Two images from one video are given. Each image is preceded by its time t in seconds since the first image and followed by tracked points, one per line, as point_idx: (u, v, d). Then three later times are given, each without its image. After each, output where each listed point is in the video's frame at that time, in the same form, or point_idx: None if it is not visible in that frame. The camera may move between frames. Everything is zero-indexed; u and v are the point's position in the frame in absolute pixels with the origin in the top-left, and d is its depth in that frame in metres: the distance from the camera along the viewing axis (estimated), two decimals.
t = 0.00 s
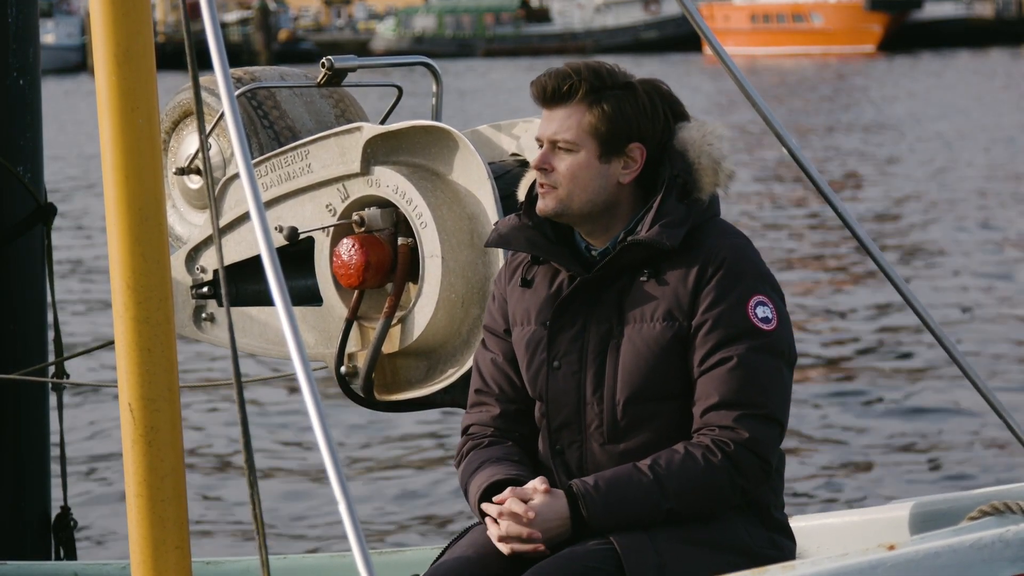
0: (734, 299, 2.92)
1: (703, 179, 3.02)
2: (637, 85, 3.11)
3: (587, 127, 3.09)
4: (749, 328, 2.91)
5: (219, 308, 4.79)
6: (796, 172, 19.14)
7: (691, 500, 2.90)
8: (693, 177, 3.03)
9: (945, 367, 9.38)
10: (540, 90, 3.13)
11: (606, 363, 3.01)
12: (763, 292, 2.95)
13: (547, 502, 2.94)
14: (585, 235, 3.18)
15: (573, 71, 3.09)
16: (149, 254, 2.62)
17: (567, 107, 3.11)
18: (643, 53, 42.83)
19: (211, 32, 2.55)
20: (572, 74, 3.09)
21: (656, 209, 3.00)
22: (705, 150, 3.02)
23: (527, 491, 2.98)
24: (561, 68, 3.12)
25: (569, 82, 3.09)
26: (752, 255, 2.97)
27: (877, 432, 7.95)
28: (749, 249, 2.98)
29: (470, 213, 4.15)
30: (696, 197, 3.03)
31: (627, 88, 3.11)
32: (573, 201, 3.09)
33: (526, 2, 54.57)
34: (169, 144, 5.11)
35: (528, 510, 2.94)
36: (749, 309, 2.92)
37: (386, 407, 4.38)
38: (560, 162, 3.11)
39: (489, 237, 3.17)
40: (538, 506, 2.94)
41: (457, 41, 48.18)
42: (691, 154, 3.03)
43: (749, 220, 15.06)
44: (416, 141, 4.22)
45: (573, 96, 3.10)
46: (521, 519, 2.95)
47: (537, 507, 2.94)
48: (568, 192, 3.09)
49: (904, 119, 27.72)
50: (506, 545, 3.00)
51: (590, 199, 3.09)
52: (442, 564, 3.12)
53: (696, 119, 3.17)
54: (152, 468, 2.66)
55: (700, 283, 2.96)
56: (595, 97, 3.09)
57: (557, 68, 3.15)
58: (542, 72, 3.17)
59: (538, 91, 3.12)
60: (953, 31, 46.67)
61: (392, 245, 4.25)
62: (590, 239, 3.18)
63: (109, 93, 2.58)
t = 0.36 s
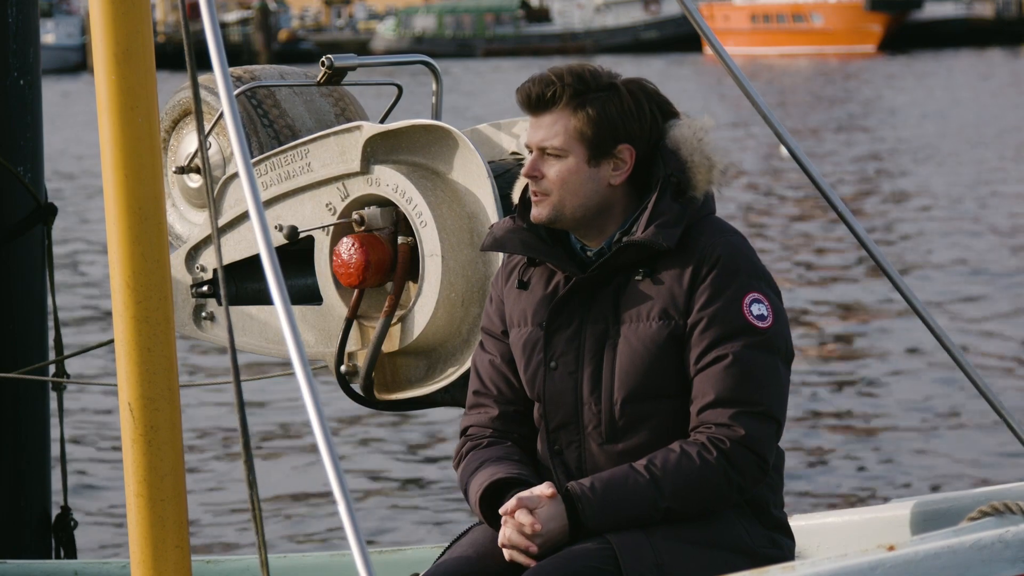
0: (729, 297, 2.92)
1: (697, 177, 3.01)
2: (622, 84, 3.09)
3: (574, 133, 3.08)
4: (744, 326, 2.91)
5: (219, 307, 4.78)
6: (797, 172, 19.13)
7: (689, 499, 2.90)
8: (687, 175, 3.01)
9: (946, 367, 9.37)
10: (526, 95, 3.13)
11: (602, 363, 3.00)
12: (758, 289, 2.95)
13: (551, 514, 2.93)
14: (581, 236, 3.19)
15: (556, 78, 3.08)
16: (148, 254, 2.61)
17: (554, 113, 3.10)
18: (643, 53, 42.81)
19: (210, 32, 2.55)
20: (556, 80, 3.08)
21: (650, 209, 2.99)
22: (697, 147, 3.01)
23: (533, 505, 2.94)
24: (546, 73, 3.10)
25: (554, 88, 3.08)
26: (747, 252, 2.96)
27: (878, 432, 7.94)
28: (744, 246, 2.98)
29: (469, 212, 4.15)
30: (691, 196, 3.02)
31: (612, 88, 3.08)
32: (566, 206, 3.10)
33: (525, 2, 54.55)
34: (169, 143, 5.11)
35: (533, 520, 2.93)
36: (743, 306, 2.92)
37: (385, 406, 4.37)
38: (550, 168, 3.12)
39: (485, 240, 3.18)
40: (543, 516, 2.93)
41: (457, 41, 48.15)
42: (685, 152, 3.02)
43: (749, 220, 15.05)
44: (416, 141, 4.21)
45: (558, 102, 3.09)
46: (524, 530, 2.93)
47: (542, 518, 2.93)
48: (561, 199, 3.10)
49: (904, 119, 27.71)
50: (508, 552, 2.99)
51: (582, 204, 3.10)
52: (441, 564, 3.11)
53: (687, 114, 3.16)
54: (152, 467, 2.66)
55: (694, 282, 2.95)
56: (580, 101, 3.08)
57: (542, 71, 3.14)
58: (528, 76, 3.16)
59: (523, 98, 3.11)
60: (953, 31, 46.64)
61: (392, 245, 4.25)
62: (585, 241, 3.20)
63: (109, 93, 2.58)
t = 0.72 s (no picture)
0: (725, 300, 2.91)
1: (689, 179, 3.01)
2: (601, 95, 3.08)
3: (555, 147, 3.08)
4: (741, 328, 2.91)
5: (219, 309, 4.78)
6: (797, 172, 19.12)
7: (691, 502, 2.89)
8: (679, 178, 3.01)
9: (946, 368, 9.37)
10: (504, 114, 3.12)
11: (599, 369, 3.00)
12: (755, 291, 2.94)
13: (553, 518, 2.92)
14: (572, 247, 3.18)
15: (533, 94, 3.07)
16: (149, 255, 2.61)
17: (534, 129, 3.10)
18: (643, 54, 42.82)
19: (210, 32, 2.55)
20: (532, 98, 3.07)
21: (645, 214, 2.99)
22: (688, 150, 3.00)
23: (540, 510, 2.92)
24: (521, 90, 3.09)
25: (531, 105, 3.07)
26: (742, 254, 2.96)
27: (878, 434, 7.94)
28: (740, 248, 2.97)
29: (470, 214, 4.15)
30: (684, 198, 3.02)
31: (589, 100, 3.08)
32: (553, 222, 3.10)
33: (525, 2, 54.53)
34: (170, 145, 5.11)
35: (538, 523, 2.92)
36: (740, 309, 2.92)
37: (386, 408, 4.37)
38: (535, 184, 3.11)
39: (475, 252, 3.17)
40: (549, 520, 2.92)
41: (457, 41, 48.11)
42: (675, 156, 3.01)
43: (749, 220, 15.04)
44: (417, 143, 4.21)
45: (537, 118, 3.09)
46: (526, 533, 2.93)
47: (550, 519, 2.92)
48: (547, 215, 3.10)
49: (904, 119, 27.70)
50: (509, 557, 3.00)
51: (570, 217, 3.10)
52: (441, 567, 3.11)
53: (673, 117, 3.15)
54: (152, 468, 2.66)
55: (691, 286, 2.95)
56: (559, 115, 3.08)
57: (519, 87, 3.14)
58: (504, 94, 3.15)
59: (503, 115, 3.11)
60: (953, 31, 46.61)
61: (393, 247, 4.25)
62: (576, 249, 3.18)
63: (109, 94, 2.58)
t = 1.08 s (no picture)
0: (728, 302, 2.92)
1: (692, 180, 3.01)
2: (614, 92, 3.08)
3: (568, 142, 3.07)
4: (744, 330, 2.91)
5: (219, 309, 4.78)
6: (798, 172, 19.10)
7: (693, 503, 2.90)
8: (683, 180, 3.00)
9: (946, 368, 9.36)
10: (517, 107, 3.11)
11: (601, 369, 3.00)
12: (758, 293, 2.94)
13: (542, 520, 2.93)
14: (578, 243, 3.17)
15: (548, 89, 3.06)
16: (149, 255, 2.61)
17: (546, 123, 3.09)
18: (643, 54, 42.80)
19: (210, 33, 2.55)
20: (547, 92, 3.06)
21: (648, 215, 2.99)
22: (691, 151, 3.00)
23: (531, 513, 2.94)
24: (537, 85, 3.09)
25: (545, 100, 3.07)
26: (745, 257, 2.96)
27: (878, 434, 7.93)
28: (742, 250, 2.98)
29: (469, 214, 4.15)
30: (687, 200, 3.01)
31: (603, 97, 3.07)
32: (562, 216, 3.08)
33: (525, 2, 54.48)
34: (170, 145, 5.11)
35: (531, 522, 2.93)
36: (743, 311, 2.92)
37: (386, 408, 4.37)
38: (544, 178, 3.10)
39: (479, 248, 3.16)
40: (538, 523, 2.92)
41: (457, 41, 48.05)
42: (678, 157, 3.01)
43: (750, 220, 15.03)
44: (417, 142, 4.21)
45: (551, 112, 3.08)
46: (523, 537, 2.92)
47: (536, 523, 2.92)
48: (555, 208, 3.08)
49: (904, 120, 27.66)
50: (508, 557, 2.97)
51: (579, 213, 3.08)
52: (439, 568, 3.11)
53: (681, 118, 3.15)
54: (152, 469, 2.66)
55: (693, 288, 2.95)
56: (573, 111, 3.07)
57: (534, 82, 3.13)
58: (517, 88, 3.14)
59: (516, 109, 3.10)
60: (953, 31, 46.55)
61: (392, 246, 4.25)
62: (581, 246, 3.17)
63: (109, 94, 2.58)
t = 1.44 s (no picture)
0: (746, 307, 2.93)
1: (715, 183, 3.02)
2: (651, 89, 3.08)
3: (608, 141, 3.05)
4: (760, 335, 2.92)
5: (218, 307, 4.78)
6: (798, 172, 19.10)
7: (702, 503, 2.91)
8: (706, 182, 3.02)
9: (945, 367, 9.36)
10: (554, 102, 3.07)
11: (613, 365, 3.00)
12: (774, 298, 2.96)
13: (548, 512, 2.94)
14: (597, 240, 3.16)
15: (592, 86, 3.04)
16: (147, 254, 2.61)
17: (585, 121, 3.06)
18: (643, 53, 42.78)
19: (210, 33, 2.55)
20: (589, 89, 3.04)
21: (669, 217, 2.99)
22: (717, 154, 3.01)
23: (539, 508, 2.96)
24: (577, 80, 3.06)
25: (588, 98, 3.04)
26: (763, 262, 2.98)
27: (878, 431, 7.94)
28: (760, 255, 2.99)
29: (469, 213, 4.15)
30: (708, 202, 3.02)
31: (640, 94, 3.06)
32: (598, 214, 3.07)
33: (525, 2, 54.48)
34: (168, 142, 5.11)
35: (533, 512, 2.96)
36: (760, 316, 2.93)
37: (385, 406, 4.38)
38: (584, 176, 3.07)
39: (496, 240, 3.13)
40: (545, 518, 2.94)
41: (457, 41, 48.03)
42: (703, 159, 3.03)
43: (749, 220, 15.03)
44: (416, 141, 4.21)
45: (592, 110, 3.05)
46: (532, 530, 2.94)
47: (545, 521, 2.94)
48: (593, 206, 3.07)
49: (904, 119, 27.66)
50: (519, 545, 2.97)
51: (614, 210, 3.08)
52: (439, 564, 3.11)
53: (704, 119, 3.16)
54: (151, 467, 2.66)
55: (711, 290, 2.96)
56: (614, 109, 3.05)
57: (570, 77, 3.10)
58: (550, 83, 3.10)
59: (555, 105, 3.06)
60: (953, 32, 46.54)
61: (391, 245, 4.25)
62: (597, 242, 3.16)
63: (108, 93, 2.58)
